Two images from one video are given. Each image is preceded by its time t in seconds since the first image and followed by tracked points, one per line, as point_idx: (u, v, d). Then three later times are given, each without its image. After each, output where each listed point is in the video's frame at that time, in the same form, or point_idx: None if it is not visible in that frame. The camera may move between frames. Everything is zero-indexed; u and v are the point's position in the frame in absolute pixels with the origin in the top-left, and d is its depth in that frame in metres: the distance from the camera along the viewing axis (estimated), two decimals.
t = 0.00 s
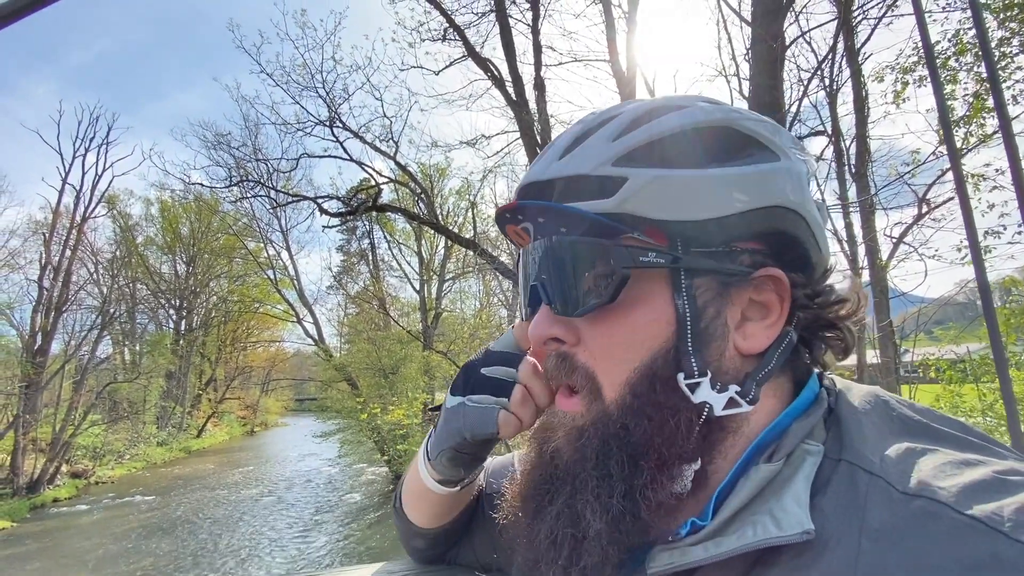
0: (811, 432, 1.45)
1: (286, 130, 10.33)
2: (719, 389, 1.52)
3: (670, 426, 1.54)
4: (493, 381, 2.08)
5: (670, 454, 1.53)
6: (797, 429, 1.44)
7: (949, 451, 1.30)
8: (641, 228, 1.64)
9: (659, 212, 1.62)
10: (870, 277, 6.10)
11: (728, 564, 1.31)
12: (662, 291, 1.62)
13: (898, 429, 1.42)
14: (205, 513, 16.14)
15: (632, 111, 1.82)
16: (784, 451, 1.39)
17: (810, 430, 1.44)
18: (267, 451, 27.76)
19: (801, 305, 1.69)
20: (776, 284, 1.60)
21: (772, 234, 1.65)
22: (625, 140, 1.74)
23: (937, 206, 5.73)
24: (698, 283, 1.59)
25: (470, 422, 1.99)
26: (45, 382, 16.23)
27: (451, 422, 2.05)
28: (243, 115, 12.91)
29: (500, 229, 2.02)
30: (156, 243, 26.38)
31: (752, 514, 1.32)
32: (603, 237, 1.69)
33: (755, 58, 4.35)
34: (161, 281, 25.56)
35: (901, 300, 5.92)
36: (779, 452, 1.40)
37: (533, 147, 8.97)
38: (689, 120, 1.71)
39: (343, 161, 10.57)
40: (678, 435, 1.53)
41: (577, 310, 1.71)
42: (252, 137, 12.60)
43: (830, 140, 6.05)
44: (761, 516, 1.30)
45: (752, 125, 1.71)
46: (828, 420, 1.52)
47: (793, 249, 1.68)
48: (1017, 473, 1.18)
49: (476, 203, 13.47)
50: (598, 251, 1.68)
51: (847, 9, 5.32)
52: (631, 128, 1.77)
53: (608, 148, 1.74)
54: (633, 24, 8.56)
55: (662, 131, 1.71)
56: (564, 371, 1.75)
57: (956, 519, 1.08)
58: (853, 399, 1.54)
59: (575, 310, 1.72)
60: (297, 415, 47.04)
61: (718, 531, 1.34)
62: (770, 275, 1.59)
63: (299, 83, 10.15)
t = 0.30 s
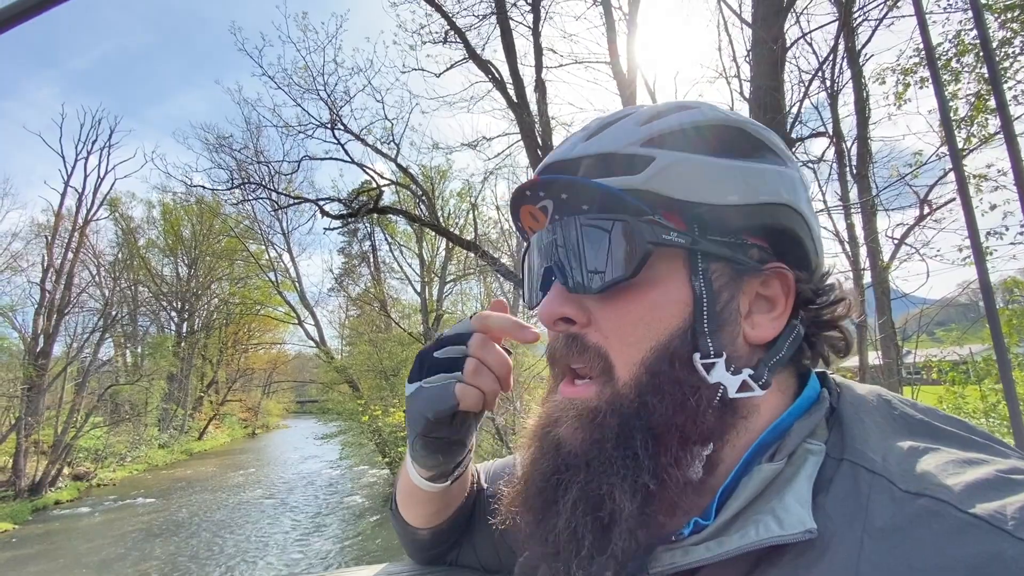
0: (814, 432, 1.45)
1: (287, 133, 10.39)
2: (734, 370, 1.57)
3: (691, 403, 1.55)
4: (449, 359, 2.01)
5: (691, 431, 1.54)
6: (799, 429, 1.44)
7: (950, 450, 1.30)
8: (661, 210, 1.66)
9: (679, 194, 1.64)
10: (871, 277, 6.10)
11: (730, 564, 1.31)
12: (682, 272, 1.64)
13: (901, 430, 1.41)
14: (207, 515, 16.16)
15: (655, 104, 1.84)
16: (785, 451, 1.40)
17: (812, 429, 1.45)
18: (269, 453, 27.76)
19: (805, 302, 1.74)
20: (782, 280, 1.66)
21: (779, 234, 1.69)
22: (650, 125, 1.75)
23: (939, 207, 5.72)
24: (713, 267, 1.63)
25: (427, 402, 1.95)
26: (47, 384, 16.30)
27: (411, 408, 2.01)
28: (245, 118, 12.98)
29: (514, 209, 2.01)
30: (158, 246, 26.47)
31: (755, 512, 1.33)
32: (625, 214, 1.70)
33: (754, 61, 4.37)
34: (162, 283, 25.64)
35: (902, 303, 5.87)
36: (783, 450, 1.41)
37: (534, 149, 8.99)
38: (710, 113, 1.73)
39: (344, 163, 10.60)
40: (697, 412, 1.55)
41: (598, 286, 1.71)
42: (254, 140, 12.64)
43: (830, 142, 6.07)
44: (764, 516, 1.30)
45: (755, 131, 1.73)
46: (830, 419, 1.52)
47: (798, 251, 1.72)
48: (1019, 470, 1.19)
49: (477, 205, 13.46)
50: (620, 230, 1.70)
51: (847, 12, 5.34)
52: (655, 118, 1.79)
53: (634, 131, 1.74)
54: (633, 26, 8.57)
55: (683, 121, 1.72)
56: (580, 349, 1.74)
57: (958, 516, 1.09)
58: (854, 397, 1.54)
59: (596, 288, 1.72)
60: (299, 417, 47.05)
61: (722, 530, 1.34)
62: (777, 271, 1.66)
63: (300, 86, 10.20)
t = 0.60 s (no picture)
0: (815, 431, 1.44)
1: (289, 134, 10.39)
2: (698, 366, 1.57)
3: (654, 404, 1.58)
4: (471, 365, 1.99)
5: (658, 429, 1.56)
6: (799, 428, 1.43)
7: (953, 450, 1.29)
8: (609, 226, 1.70)
9: (622, 209, 1.67)
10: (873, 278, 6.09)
11: (731, 564, 1.30)
12: (636, 280, 1.67)
13: (902, 430, 1.40)
14: (207, 516, 16.14)
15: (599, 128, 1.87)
16: (786, 451, 1.38)
17: (813, 429, 1.44)
18: (270, 454, 27.75)
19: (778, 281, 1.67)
20: (746, 270, 1.63)
21: (738, 225, 1.65)
22: (590, 149, 1.79)
23: (940, 208, 5.71)
24: (667, 270, 1.63)
25: (453, 409, 1.93)
26: (49, 385, 16.31)
27: (434, 416, 1.98)
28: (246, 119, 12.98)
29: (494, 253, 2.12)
30: (159, 247, 26.48)
31: (754, 513, 1.31)
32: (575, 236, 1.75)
33: (755, 61, 4.37)
34: (164, 285, 25.64)
35: (903, 304, 5.78)
36: (782, 450, 1.40)
37: (534, 150, 8.98)
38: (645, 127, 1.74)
39: (345, 164, 10.60)
40: (664, 410, 1.57)
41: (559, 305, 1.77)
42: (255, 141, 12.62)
43: (832, 142, 6.07)
44: (764, 516, 1.29)
45: (689, 133, 1.72)
46: (831, 419, 1.50)
47: (762, 240, 1.67)
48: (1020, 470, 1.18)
49: (478, 206, 13.44)
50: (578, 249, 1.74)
51: (849, 12, 5.33)
52: (598, 141, 1.82)
53: (572, 161, 1.80)
54: (634, 26, 8.56)
55: (619, 141, 1.76)
56: (550, 367, 1.79)
57: (959, 516, 1.08)
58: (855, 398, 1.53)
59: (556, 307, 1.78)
60: (300, 417, 47.01)
61: (721, 530, 1.33)
62: (740, 260, 1.62)
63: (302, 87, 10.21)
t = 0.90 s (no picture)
0: (819, 430, 1.46)
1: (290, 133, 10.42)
2: (712, 370, 1.59)
3: (669, 407, 1.59)
4: (456, 372, 2.04)
5: (673, 432, 1.58)
6: (802, 428, 1.45)
7: (957, 448, 1.30)
8: (625, 224, 1.70)
9: (640, 207, 1.67)
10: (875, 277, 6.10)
11: (735, 563, 1.32)
12: (650, 281, 1.68)
13: (906, 428, 1.41)
14: (209, 515, 16.19)
15: (613, 120, 1.85)
16: (789, 450, 1.41)
17: (816, 427, 1.46)
18: (272, 452, 27.82)
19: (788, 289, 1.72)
20: (759, 273, 1.64)
21: (752, 226, 1.65)
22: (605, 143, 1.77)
23: (942, 206, 5.71)
24: (683, 271, 1.64)
25: (434, 415, 1.95)
26: (52, 384, 16.38)
27: (417, 419, 2.01)
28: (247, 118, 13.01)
29: (500, 242, 2.09)
30: (161, 246, 26.53)
31: (759, 513, 1.34)
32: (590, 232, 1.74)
33: (757, 59, 4.38)
34: (166, 284, 25.70)
35: (905, 301, 5.81)
36: (785, 449, 1.42)
37: (535, 148, 8.99)
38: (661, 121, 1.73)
39: (346, 163, 10.61)
40: (678, 414, 1.58)
41: (571, 302, 1.75)
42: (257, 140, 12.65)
43: (834, 140, 6.06)
44: (768, 515, 1.31)
45: (696, 128, 1.71)
46: (834, 418, 1.52)
47: (775, 242, 1.68)
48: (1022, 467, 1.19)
49: (480, 205, 13.46)
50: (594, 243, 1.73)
51: (851, 9, 5.33)
52: (612, 134, 1.80)
53: (587, 154, 1.77)
54: (635, 25, 8.56)
55: (632, 135, 1.73)
56: (564, 363, 1.78)
57: (961, 514, 1.09)
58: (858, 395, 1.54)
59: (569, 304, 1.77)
60: (302, 416, 47.08)
61: (726, 529, 1.36)
62: (753, 264, 1.64)
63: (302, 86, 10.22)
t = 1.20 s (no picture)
0: (821, 426, 1.48)
1: (291, 130, 10.43)
2: (765, 375, 1.61)
3: (726, 402, 1.57)
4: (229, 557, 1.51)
5: (726, 428, 1.57)
6: (807, 423, 1.47)
7: (957, 442, 1.32)
8: (709, 208, 1.68)
9: (733, 196, 1.66)
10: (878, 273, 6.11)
11: (738, 559, 1.34)
12: (722, 273, 1.66)
13: (908, 421, 1.42)
14: (212, 511, 16.26)
15: (704, 99, 1.83)
16: (793, 444, 1.43)
17: (820, 423, 1.48)
18: (274, 449, 27.92)
19: (823, 307, 1.87)
20: (807, 286, 1.72)
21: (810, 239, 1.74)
22: (704, 121, 1.75)
23: (946, 202, 5.72)
24: (752, 270, 1.66)
25: None
26: (56, 381, 16.44)
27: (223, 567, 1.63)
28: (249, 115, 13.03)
29: (547, 190, 1.97)
30: (163, 244, 26.59)
31: (761, 507, 1.36)
32: (671, 211, 1.73)
33: (761, 54, 4.39)
34: (168, 281, 25.75)
35: (908, 299, 5.89)
36: (789, 444, 1.44)
37: (536, 145, 9.00)
38: (758, 116, 1.76)
39: (347, 160, 10.62)
40: (732, 413, 1.57)
41: (641, 281, 1.71)
42: (258, 138, 12.67)
43: (837, 135, 6.06)
44: (771, 508, 1.33)
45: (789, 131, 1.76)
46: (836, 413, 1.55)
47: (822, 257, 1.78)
48: None
49: (481, 202, 13.48)
50: (627, 244, 1.78)
51: (854, 4, 5.32)
52: (708, 112, 1.78)
53: (687, 126, 1.73)
54: (637, 21, 8.56)
55: (736, 120, 1.74)
56: (616, 339, 1.72)
57: (963, 509, 1.11)
58: (863, 389, 1.55)
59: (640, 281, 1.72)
60: (304, 414, 47.21)
61: (732, 522, 1.39)
62: (805, 276, 1.72)
63: (303, 83, 10.23)
